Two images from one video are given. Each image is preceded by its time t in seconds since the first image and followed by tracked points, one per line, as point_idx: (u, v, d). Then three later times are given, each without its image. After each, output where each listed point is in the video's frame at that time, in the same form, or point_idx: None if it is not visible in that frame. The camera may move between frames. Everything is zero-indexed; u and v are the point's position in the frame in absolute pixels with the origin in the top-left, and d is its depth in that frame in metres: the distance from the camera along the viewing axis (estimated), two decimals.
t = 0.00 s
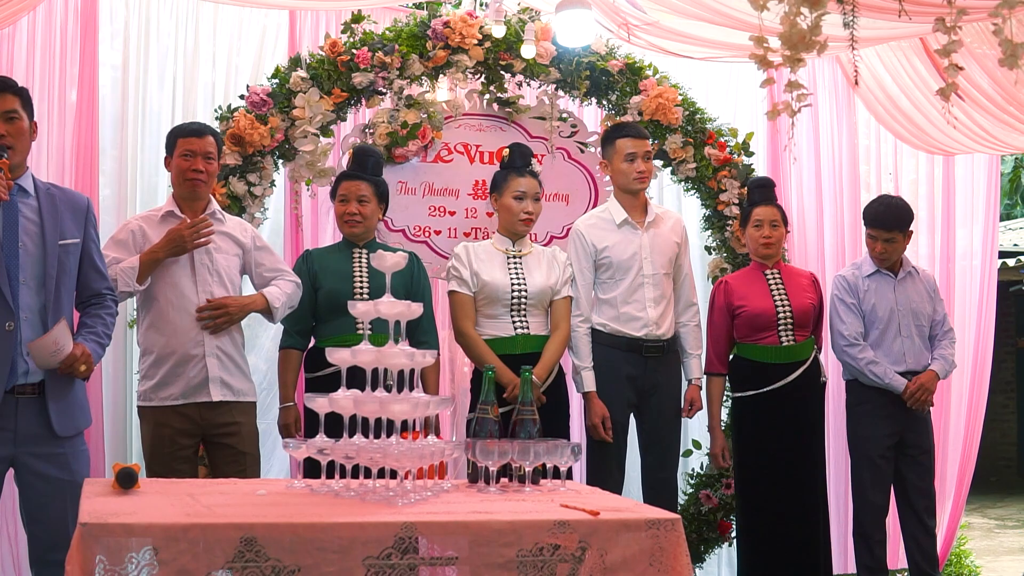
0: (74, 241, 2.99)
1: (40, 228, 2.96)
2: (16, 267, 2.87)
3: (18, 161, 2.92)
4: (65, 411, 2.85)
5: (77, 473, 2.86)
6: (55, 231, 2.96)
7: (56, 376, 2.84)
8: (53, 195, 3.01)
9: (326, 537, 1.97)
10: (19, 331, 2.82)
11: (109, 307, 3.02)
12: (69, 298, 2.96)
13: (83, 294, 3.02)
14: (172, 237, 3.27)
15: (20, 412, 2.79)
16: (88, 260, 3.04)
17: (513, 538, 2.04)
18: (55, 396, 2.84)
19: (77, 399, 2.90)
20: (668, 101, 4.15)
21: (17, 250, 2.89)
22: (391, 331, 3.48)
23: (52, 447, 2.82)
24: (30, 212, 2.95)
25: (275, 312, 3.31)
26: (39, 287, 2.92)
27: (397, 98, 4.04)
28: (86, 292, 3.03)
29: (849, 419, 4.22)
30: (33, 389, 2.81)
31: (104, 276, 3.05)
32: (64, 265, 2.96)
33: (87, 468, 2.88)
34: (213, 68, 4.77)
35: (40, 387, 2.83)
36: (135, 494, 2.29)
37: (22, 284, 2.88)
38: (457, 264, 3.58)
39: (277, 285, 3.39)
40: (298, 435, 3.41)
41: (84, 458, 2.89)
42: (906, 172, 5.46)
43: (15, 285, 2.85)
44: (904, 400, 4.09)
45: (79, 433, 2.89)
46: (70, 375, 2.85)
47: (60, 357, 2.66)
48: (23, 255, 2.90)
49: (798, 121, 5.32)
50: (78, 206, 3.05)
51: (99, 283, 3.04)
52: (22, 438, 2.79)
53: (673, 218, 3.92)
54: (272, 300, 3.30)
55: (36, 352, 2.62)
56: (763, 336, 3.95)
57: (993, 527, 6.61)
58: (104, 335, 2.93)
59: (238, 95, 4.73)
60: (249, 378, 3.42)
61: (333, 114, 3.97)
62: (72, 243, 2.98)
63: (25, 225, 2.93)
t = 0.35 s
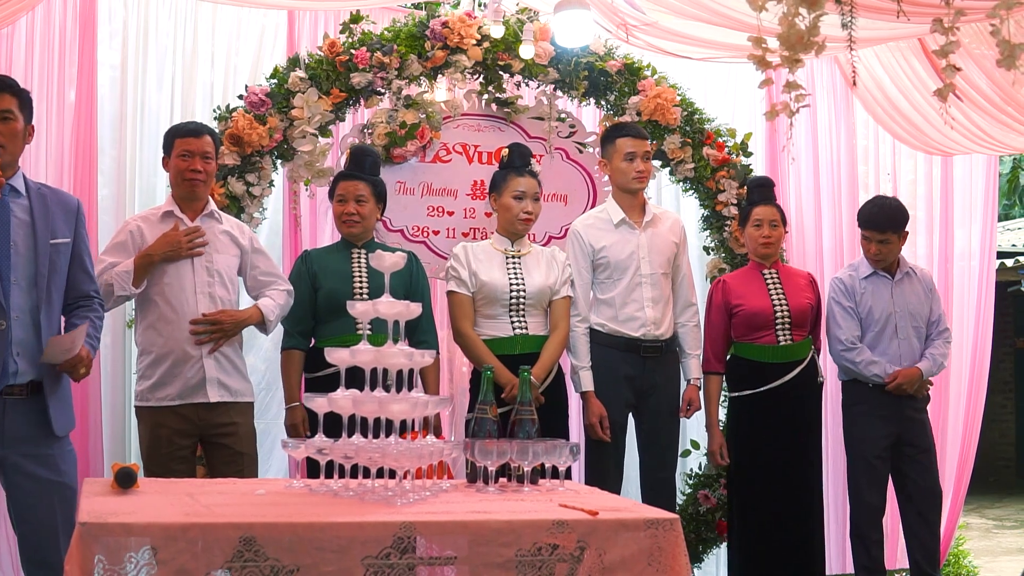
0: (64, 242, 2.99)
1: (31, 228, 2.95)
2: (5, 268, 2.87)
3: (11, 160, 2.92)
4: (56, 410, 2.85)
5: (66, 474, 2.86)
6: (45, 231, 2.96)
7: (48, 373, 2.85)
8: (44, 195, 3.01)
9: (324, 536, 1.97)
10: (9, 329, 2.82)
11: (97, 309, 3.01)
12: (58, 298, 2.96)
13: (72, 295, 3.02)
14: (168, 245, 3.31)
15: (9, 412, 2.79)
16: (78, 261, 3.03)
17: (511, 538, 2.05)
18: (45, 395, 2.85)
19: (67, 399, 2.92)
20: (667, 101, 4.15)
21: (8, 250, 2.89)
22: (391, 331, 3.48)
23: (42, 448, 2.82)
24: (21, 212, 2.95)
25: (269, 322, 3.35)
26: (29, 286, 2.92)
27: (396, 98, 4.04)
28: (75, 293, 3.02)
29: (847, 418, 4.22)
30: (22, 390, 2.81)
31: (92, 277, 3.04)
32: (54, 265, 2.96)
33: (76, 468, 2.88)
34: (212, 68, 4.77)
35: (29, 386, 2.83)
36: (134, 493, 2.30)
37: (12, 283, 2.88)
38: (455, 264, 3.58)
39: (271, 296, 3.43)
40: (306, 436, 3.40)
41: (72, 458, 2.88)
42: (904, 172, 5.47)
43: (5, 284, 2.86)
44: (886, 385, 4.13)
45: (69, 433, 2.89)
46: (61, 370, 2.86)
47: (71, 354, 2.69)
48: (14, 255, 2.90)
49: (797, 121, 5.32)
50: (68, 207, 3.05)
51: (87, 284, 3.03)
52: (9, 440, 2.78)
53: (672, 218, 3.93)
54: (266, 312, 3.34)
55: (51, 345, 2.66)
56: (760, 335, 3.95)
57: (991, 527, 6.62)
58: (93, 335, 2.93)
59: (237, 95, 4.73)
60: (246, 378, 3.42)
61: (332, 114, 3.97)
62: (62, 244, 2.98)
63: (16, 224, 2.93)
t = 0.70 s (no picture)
0: (56, 244, 2.98)
1: (24, 230, 2.94)
2: None
3: (6, 160, 2.90)
4: (44, 412, 2.84)
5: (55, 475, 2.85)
6: (38, 233, 2.95)
7: (36, 375, 2.85)
8: (37, 197, 2.99)
9: (326, 535, 1.97)
10: None
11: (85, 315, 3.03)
12: (48, 301, 2.95)
13: (60, 299, 3.01)
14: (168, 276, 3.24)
15: None
16: (68, 265, 3.03)
17: (513, 537, 2.04)
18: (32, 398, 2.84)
19: (53, 402, 2.91)
20: (667, 100, 4.15)
21: (0, 250, 2.87)
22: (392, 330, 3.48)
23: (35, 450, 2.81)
24: (14, 213, 2.93)
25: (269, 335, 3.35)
26: (20, 287, 2.91)
27: (396, 97, 4.04)
28: (64, 297, 3.02)
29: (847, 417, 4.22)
30: (9, 390, 2.81)
31: (81, 282, 3.04)
32: (46, 268, 2.95)
33: (63, 469, 2.87)
34: (212, 67, 4.76)
35: (16, 388, 2.83)
36: (135, 492, 2.29)
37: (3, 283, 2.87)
38: (454, 264, 3.58)
39: (270, 304, 3.38)
40: (304, 435, 3.39)
41: (59, 459, 2.87)
42: (904, 172, 5.47)
43: None
44: (887, 394, 4.14)
45: (56, 435, 2.88)
46: (49, 373, 2.85)
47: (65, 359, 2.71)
48: (6, 255, 2.89)
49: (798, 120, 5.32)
50: (60, 211, 3.03)
51: (77, 289, 3.03)
52: None
53: (673, 218, 3.93)
54: (267, 324, 3.31)
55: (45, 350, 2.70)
56: (760, 334, 3.95)
57: (991, 527, 6.62)
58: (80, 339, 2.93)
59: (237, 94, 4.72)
60: (246, 376, 3.42)
61: (332, 113, 3.97)
62: (54, 247, 2.97)
63: (9, 225, 2.91)
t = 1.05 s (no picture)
0: (52, 248, 2.98)
1: (21, 233, 2.94)
2: None
3: (5, 163, 2.90)
4: (37, 415, 2.84)
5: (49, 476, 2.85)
6: (35, 236, 2.95)
7: (31, 379, 2.85)
8: (33, 200, 3.00)
9: (327, 535, 1.97)
10: None
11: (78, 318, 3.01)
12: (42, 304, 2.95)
13: (53, 302, 3.01)
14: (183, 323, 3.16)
15: None
16: (62, 268, 3.03)
17: (514, 538, 2.05)
18: (26, 401, 2.84)
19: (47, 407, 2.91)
20: (667, 100, 4.15)
21: None
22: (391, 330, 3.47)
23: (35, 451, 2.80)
24: (11, 215, 2.93)
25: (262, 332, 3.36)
26: (16, 289, 2.91)
27: (397, 97, 4.04)
28: (56, 301, 3.01)
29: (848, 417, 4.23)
30: (4, 391, 2.81)
31: (74, 286, 3.04)
32: (42, 271, 2.95)
33: (56, 471, 2.87)
34: (212, 66, 4.76)
35: (11, 389, 2.82)
36: (135, 492, 2.29)
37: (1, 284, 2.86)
38: (451, 267, 3.59)
39: (262, 303, 3.43)
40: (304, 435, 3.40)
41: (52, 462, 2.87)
42: (905, 171, 5.47)
43: None
44: (901, 390, 4.19)
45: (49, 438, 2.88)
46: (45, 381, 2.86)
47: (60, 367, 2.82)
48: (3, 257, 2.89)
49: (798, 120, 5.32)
50: (55, 215, 3.04)
51: (69, 293, 3.03)
52: None
53: (673, 218, 3.92)
54: (255, 318, 3.33)
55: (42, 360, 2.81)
56: (759, 333, 3.95)
57: (992, 527, 6.62)
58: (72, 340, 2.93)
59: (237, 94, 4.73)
60: (247, 377, 3.41)
61: (333, 114, 3.97)
62: (50, 249, 2.97)
63: (6, 226, 2.91)
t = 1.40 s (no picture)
0: (80, 249, 2.97)
1: (50, 234, 2.92)
2: (29, 270, 2.82)
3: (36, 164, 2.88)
4: (70, 415, 2.83)
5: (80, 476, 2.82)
6: (63, 238, 2.94)
7: (64, 381, 2.84)
8: (60, 202, 2.99)
9: (351, 535, 1.98)
10: (30, 333, 2.80)
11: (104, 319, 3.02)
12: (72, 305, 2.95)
13: (80, 304, 3.01)
14: (229, 345, 3.22)
15: (20, 412, 2.75)
16: (88, 269, 3.02)
17: (537, 538, 2.05)
18: (59, 401, 2.82)
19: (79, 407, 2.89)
20: (691, 101, 4.14)
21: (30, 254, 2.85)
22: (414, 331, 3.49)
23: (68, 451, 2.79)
24: (41, 216, 2.92)
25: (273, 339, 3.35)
26: (48, 290, 2.89)
27: (420, 98, 4.05)
28: (82, 302, 3.01)
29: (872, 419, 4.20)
30: (37, 392, 2.79)
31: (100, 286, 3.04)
32: (72, 272, 2.94)
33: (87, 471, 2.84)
34: (236, 68, 4.79)
35: (44, 389, 2.81)
36: (160, 492, 2.31)
37: (34, 285, 2.84)
38: (475, 267, 3.59)
39: (275, 309, 3.43)
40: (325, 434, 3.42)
41: (83, 461, 2.85)
42: (929, 171, 5.45)
43: (27, 287, 2.81)
44: (932, 391, 4.18)
45: (80, 437, 2.87)
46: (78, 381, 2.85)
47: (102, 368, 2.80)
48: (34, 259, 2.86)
49: (821, 120, 5.30)
50: (81, 216, 3.04)
51: (95, 293, 3.03)
52: (25, 441, 2.75)
53: (697, 220, 3.92)
54: (267, 329, 3.32)
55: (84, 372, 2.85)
56: (777, 336, 3.94)
57: (1017, 528, 6.57)
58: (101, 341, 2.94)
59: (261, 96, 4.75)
60: (270, 377, 3.43)
61: (356, 115, 3.98)
62: (79, 251, 2.96)
63: (36, 228, 2.89)
